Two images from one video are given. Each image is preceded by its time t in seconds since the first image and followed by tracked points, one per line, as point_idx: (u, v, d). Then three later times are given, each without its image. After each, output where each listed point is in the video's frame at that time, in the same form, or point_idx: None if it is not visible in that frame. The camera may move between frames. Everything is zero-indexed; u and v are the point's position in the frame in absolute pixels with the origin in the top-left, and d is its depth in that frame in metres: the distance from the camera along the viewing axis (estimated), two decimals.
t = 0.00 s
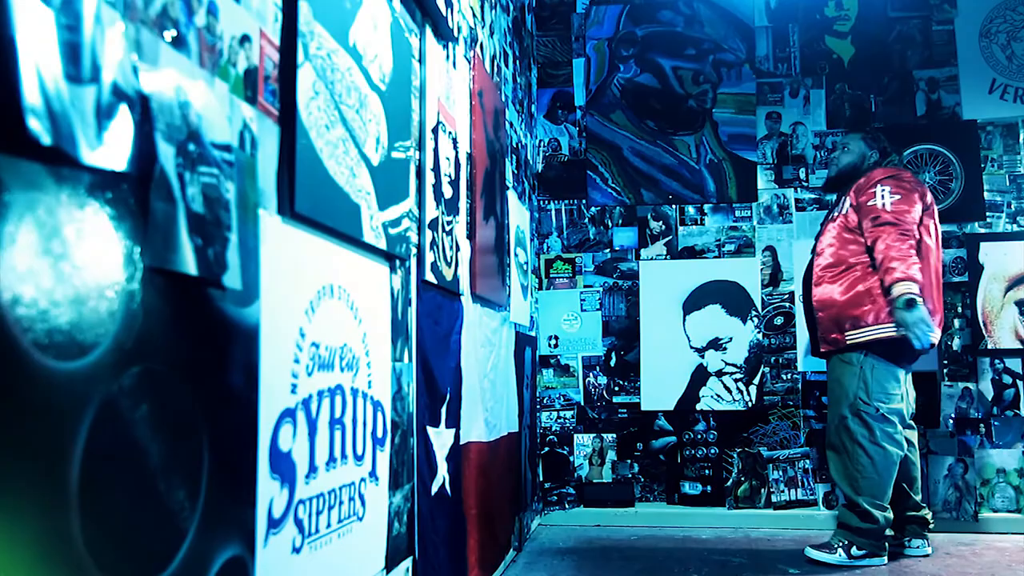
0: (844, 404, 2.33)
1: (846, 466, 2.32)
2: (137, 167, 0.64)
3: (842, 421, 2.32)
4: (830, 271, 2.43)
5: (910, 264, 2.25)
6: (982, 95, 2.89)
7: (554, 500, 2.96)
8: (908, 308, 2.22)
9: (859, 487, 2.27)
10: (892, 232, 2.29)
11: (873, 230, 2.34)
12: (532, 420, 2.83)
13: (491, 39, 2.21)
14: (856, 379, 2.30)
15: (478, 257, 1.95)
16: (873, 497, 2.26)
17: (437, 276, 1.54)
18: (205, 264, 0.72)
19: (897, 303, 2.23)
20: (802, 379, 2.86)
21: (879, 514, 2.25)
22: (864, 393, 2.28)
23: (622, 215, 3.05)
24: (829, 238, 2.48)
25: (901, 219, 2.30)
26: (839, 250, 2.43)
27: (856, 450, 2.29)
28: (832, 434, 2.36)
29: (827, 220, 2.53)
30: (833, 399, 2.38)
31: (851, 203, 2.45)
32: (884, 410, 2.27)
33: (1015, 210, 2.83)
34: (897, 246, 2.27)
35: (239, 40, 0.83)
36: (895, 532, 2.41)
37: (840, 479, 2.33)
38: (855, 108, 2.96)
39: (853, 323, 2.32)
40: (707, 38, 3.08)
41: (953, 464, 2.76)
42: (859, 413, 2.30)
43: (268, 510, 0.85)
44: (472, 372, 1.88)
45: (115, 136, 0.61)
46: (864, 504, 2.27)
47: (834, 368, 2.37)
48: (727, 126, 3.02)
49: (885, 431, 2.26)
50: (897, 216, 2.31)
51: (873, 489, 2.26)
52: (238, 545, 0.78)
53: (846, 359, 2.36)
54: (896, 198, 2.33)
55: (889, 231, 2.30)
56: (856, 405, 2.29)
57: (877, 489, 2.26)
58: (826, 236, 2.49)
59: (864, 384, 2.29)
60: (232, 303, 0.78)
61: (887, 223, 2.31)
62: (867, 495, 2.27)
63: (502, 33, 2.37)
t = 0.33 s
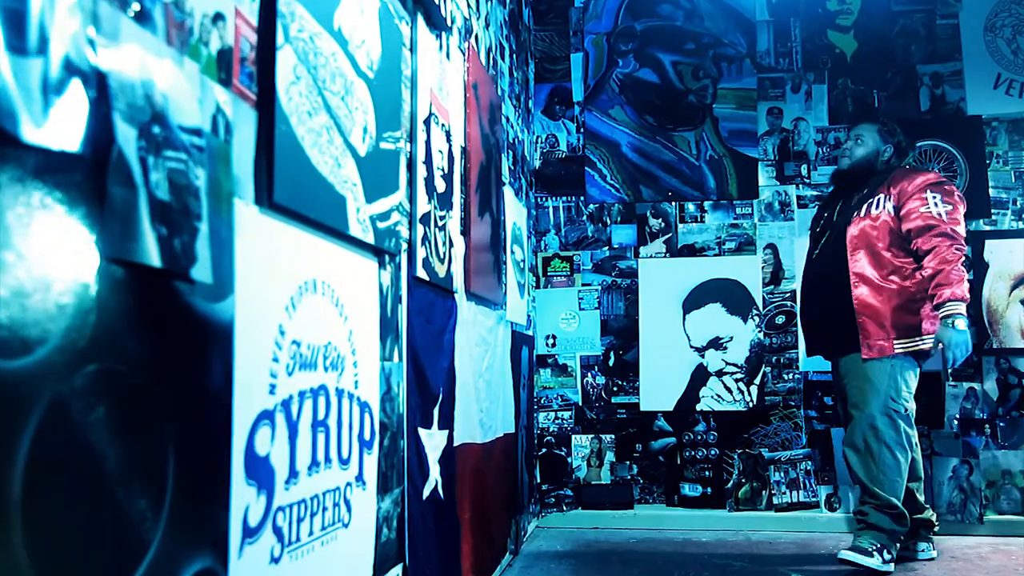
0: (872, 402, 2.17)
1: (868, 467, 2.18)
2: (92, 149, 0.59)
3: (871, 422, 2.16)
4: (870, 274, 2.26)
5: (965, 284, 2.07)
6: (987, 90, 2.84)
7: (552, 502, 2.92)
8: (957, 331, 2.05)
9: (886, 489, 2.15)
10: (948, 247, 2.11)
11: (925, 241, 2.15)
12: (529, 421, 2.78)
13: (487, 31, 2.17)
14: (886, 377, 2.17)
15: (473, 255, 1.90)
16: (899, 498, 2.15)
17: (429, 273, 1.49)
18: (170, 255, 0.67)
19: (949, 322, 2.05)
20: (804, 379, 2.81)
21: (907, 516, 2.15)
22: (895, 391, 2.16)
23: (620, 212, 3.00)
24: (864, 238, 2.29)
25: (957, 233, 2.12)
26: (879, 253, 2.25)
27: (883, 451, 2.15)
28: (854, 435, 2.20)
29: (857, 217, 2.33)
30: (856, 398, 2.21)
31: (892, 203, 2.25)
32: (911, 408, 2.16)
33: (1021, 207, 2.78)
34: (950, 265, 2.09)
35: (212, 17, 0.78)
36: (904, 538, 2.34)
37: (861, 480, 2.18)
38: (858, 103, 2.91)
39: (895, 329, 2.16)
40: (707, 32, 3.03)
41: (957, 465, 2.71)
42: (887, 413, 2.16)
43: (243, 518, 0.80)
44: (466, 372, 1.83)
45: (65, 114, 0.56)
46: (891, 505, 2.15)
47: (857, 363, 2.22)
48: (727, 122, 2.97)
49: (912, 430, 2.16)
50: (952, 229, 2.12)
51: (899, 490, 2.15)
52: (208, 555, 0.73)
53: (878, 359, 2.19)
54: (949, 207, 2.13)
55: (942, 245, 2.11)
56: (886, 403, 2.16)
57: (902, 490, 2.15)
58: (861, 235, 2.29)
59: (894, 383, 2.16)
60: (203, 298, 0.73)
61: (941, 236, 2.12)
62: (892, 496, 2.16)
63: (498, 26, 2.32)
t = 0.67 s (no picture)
0: (889, 410, 2.07)
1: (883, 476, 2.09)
2: (38, 127, 0.53)
3: (888, 429, 2.07)
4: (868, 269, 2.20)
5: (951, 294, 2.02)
6: (993, 85, 2.78)
7: (550, 504, 2.87)
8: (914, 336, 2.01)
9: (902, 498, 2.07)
10: (951, 252, 2.05)
11: (932, 240, 2.09)
12: (527, 422, 2.72)
13: (483, 23, 2.11)
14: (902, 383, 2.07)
15: (468, 252, 1.85)
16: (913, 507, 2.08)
17: (421, 269, 1.44)
18: (129, 245, 0.62)
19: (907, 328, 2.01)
20: (806, 380, 2.76)
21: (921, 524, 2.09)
22: (910, 397, 2.07)
23: (620, 209, 2.95)
24: (872, 233, 2.22)
25: (967, 239, 2.05)
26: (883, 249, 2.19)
27: (900, 460, 2.07)
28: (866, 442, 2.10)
29: (866, 215, 2.26)
30: (870, 403, 2.10)
31: (907, 200, 2.19)
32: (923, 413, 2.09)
33: None
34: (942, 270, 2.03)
35: None
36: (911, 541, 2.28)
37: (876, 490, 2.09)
38: (862, 99, 2.85)
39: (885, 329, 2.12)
40: (708, 26, 2.97)
41: (963, 468, 2.66)
42: (903, 420, 2.07)
43: (215, 528, 0.75)
44: (460, 372, 1.77)
45: (5, 86, 0.51)
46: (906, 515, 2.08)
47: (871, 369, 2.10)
48: (729, 118, 2.92)
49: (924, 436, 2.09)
50: (965, 234, 2.06)
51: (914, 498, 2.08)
52: (174, 569, 0.68)
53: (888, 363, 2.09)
54: (965, 211, 2.08)
55: (946, 248, 2.05)
56: (903, 410, 2.07)
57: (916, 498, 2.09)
58: (869, 230, 2.22)
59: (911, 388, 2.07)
60: (167, 292, 0.67)
61: (949, 239, 2.06)
62: (906, 505, 2.09)
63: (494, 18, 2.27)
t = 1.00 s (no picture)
0: (913, 414, 2.01)
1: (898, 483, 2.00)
2: None
3: (908, 435, 2.00)
4: (869, 258, 2.13)
5: (954, 283, 1.94)
6: (999, 80, 2.73)
7: (546, 507, 2.81)
8: (929, 334, 1.94)
9: (915, 506, 2.00)
10: (953, 238, 1.97)
11: (934, 226, 2.02)
12: (523, 423, 2.67)
13: (478, 14, 2.06)
14: (925, 386, 2.02)
15: (462, 250, 1.79)
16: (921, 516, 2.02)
17: (411, 265, 1.39)
18: (78, 232, 0.57)
19: (922, 326, 1.94)
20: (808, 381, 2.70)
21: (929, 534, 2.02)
22: (931, 403, 2.03)
23: (618, 206, 2.89)
24: (876, 220, 2.15)
25: (970, 223, 1.97)
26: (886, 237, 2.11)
27: (916, 467, 2.00)
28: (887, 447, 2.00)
29: (871, 202, 2.18)
30: (894, 408, 2.02)
31: (913, 183, 2.12)
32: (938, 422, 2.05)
33: None
34: (945, 260, 1.96)
35: None
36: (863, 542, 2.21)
37: (891, 496, 2.00)
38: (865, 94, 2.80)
39: (890, 324, 2.06)
40: (708, 20, 2.92)
41: (968, 470, 2.60)
42: (924, 427, 2.01)
43: (180, 540, 0.70)
44: (453, 372, 1.71)
45: None
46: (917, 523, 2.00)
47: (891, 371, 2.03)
48: (729, 113, 2.87)
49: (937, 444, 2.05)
50: (970, 217, 1.98)
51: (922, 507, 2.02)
52: None
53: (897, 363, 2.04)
54: (970, 194, 2.01)
55: (947, 234, 1.98)
56: (926, 415, 2.01)
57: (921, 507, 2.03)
58: (873, 217, 2.15)
59: (931, 396, 2.03)
60: (123, 285, 0.62)
61: (949, 224, 1.98)
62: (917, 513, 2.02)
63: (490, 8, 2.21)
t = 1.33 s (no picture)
0: (927, 416, 1.92)
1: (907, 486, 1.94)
2: None
3: (921, 439, 1.92)
4: (876, 251, 1.99)
5: (967, 272, 1.86)
6: (1006, 74, 2.67)
7: (544, 510, 2.75)
8: (942, 326, 1.86)
9: (923, 509, 1.95)
10: (963, 224, 1.89)
11: (940, 213, 1.93)
12: (520, 423, 2.61)
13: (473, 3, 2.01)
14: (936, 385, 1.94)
15: (455, 245, 1.73)
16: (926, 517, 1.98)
17: (401, 260, 1.33)
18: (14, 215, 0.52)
19: (936, 318, 1.85)
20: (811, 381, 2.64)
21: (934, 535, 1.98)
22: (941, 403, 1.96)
23: (617, 202, 2.84)
24: (878, 210, 2.02)
25: (977, 208, 1.90)
26: (891, 227, 1.99)
27: (926, 469, 1.94)
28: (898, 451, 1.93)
29: (870, 191, 2.05)
30: (910, 414, 1.92)
31: (911, 167, 2.02)
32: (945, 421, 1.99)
33: None
34: (959, 248, 1.87)
35: None
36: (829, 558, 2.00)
37: (899, 500, 1.94)
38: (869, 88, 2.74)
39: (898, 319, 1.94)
40: (709, 13, 2.87)
41: (974, 472, 2.55)
42: (935, 428, 1.94)
43: (138, 553, 0.64)
44: (446, 370, 1.66)
45: None
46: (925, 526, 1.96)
47: (905, 372, 1.93)
48: (730, 108, 2.81)
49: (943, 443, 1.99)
50: (975, 202, 1.91)
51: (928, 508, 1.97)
52: None
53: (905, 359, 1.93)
54: (972, 178, 1.94)
55: (956, 220, 1.89)
56: (938, 415, 1.94)
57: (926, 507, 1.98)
58: (875, 207, 2.02)
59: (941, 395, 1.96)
60: (67, 275, 0.57)
61: (957, 210, 1.90)
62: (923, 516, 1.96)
63: None
